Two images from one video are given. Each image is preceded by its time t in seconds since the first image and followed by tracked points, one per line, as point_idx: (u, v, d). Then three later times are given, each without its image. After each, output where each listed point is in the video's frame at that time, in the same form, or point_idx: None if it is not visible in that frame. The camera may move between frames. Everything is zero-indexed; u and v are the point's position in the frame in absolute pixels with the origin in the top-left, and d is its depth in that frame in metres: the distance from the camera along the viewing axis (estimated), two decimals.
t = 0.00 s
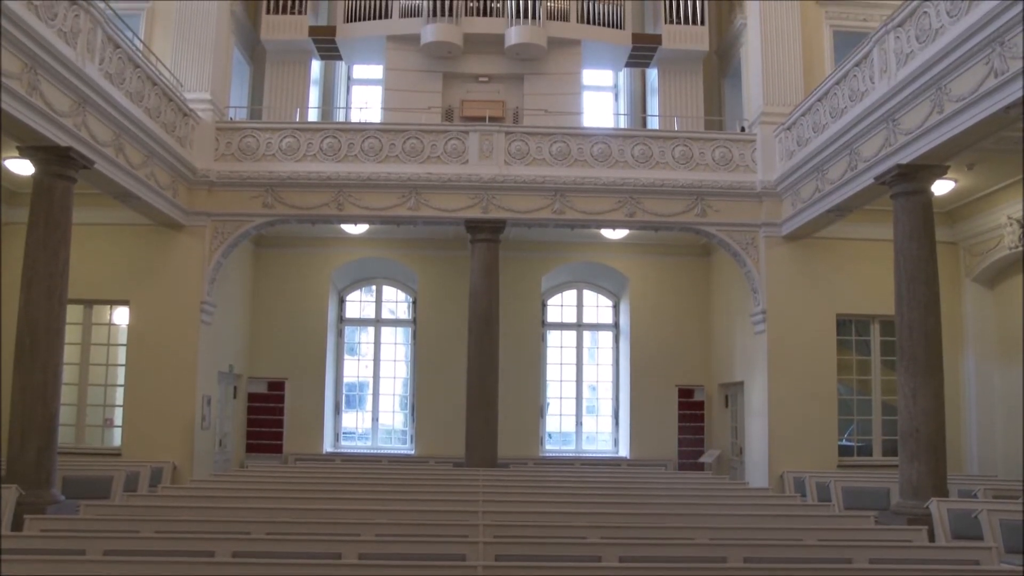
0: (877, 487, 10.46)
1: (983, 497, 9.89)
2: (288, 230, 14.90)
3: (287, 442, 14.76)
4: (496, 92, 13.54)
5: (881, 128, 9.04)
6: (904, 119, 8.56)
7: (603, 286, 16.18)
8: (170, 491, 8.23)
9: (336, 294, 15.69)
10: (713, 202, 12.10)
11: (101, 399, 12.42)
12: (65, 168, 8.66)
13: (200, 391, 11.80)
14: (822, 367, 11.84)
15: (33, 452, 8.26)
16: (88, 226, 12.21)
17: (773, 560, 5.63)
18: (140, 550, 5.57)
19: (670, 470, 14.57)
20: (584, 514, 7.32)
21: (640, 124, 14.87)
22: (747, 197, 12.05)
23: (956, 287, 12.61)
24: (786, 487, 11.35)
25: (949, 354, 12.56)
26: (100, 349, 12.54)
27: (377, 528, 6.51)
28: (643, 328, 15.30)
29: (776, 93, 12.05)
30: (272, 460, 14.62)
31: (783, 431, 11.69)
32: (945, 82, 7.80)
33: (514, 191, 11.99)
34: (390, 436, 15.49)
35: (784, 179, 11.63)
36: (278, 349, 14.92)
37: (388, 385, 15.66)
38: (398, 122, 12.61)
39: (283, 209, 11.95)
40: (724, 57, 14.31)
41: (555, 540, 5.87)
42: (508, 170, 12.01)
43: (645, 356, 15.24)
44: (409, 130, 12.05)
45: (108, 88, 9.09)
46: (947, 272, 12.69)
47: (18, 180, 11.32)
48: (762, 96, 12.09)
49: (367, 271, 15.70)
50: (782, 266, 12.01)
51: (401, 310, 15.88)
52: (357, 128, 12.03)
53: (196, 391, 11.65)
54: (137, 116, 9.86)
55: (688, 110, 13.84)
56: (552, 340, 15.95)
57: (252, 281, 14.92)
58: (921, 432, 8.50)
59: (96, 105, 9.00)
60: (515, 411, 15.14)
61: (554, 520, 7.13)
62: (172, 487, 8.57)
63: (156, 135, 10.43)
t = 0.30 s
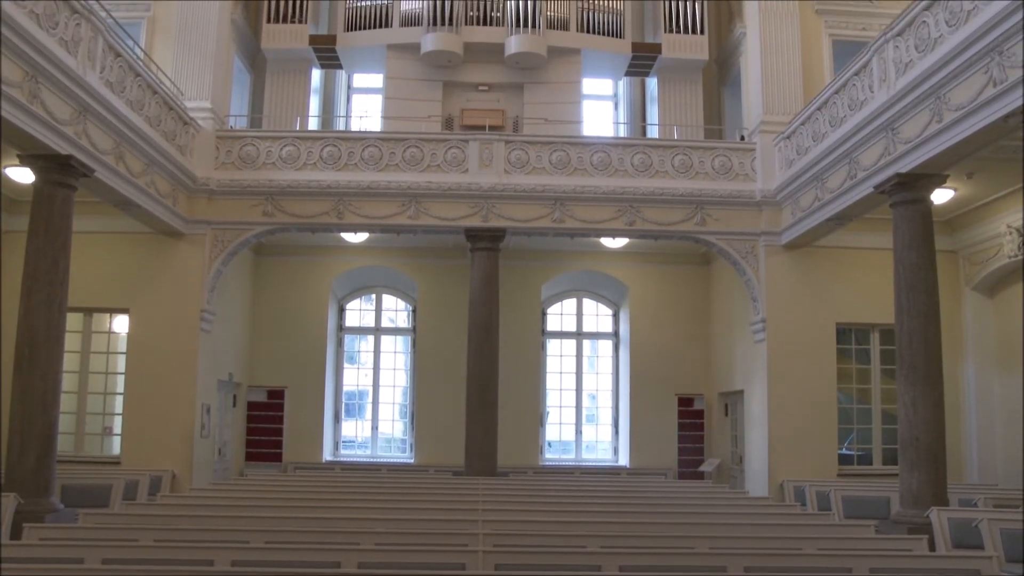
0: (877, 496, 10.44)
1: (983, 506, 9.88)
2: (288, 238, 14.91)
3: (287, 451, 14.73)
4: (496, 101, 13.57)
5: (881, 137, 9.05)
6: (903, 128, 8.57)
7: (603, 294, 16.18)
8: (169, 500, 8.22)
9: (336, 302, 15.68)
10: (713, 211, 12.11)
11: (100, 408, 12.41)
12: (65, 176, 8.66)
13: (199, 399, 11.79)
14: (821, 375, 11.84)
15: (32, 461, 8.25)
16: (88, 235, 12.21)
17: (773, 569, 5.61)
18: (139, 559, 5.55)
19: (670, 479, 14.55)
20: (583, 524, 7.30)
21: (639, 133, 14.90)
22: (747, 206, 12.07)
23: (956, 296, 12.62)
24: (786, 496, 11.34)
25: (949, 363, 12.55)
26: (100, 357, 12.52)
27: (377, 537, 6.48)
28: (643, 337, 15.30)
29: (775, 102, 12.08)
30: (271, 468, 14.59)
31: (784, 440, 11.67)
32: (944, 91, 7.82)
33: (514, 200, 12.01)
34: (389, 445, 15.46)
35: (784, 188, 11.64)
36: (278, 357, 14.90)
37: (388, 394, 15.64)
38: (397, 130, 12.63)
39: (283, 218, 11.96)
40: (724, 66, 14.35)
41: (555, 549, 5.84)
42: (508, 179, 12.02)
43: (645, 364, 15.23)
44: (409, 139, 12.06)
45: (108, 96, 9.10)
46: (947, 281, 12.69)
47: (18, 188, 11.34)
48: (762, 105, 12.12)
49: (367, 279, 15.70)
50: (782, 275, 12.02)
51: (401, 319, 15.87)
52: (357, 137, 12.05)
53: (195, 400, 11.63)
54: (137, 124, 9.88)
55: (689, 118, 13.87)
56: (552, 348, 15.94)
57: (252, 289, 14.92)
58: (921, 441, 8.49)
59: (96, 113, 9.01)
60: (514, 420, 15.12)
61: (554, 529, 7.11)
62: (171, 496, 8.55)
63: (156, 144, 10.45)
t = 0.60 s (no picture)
0: (877, 506, 10.42)
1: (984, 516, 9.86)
2: (288, 247, 14.91)
3: (286, 460, 14.71)
4: (496, 111, 13.60)
5: (880, 147, 9.08)
6: (903, 138, 8.60)
7: (603, 303, 16.18)
8: (169, 509, 8.19)
9: (336, 311, 15.68)
10: (713, 221, 12.13)
11: (100, 416, 12.39)
12: (66, 184, 8.67)
13: (199, 408, 11.77)
14: (821, 384, 11.83)
15: (31, 469, 8.23)
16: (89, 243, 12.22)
17: None
18: (138, 568, 5.53)
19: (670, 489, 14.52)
20: (583, 533, 7.27)
21: (639, 142, 14.93)
22: (747, 216, 12.08)
23: (956, 305, 12.63)
24: (786, 505, 11.31)
25: (949, 373, 12.54)
26: (99, 366, 12.51)
27: (377, 547, 6.45)
28: (643, 346, 15.29)
29: (775, 111, 12.11)
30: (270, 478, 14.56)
31: (783, 449, 11.65)
32: (943, 100, 7.84)
33: (514, 209, 12.02)
34: (389, 454, 15.44)
35: (784, 197, 11.66)
36: (277, 367, 14.89)
37: (388, 403, 15.62)
38: (397, 139, 12.65)
39: (284, 227, 11.97)
40: (724, 75, 14.39)
41: (555, 558, 5.82)
42: (508, 189, 12.04)
43: (645, 374, 15.22)
44: (409, 148, 12.09)
45: (109, 106, 9.11)
46: (947, 289, 12.70)
47: (18, 197, 11.35)
48: (762, 115, 12.15)
49: (367, 289, 15.70)
50: (781, 284, 12.02)
51: (401, 328, 15.86)
52: (357, 146, 12.07)
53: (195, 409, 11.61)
54: (138, 133, 9.89)
55: (689, 128, 13.91)
56: (552, 358, 15.93)
57: (252, 298, 14.91)
58: (921, 450, 8.48)
59: (97, 122, 9.02)
60: (514, 430, 15.10)
61: (554, 539, 7.08)
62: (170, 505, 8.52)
63: (157, 153, 10.47)
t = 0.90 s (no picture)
0: (878, 516, 10.40)
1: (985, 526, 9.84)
2: (288, 257, 14.91)
3: (285, 470, 14.68)
4: (496, 121, 13.63)
5: (880, 157, 9.09)
6: (902, 148, 8.61)
7: (603, 313, 16.18)
8: (168, 518, 8.18)
9: (336, 321, 15.67)
10: (713, 230, 12.15)
11: (99, 426, 12.38)
12: (67, 194, 8.68)
13: (199, 418, 11.75)
14: (821, 394, 11.83)
15: (30, 478, 8.21)
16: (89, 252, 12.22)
17: None
18: None
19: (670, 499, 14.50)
20: (584, 543, 7.25)
21: (639, 152, 14.97)
22: (747, 225, 12.10)
23: (956, 315, 12.63)
24: (787, 515, 11.29)
25: (949, 383, 12.53)
26: (99, 375, 12.49)
27: (377, 556, 6.43)
28: (642, 356, 15.28)
29: (774, 121, 12.14)
30: (269, 488, 14.52)
31: (784, 460, 11.64)
32: (942, 110, 7.86)
33: (514, 219, 12.04)
34: (389, 464, 15.41)
35: (784, 207, 11.67)
36: (277, 376, 14.88)
37: (387, 413, 15.60)
38: (398, 149, 12.67)
39: (284, 236, 11.98)
40: (724, 86, 14.43)
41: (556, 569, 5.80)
42: (508, 199, 12.05)
43: (646, 384, 15.20)
44: (410, 158, 12.11)
45: (110, 115, 9.13)
46: (947, 299, 12.70)
47: (19, 206, 11.36)
48: (761, 125, 12.17)
49: (367, 298, 15.69)
50: (782, 294, 12.03)
51: (401, 337, 15.85)
52: (358, 155, 12.08)
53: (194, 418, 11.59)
54: (139, 143, 9.91)
55: (689, 138, 13.96)
56: (552, 368, 15.92)
57: (251, 308, 14.91)
58: (922, 460, 8.46)
59: (98, 132, 9.04)
60: (513, 440, 15.08)
61: (554, 549, 7.06)
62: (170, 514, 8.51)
63: (157, 162, 10.48)
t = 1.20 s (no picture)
0: (878, 526, 10.38)
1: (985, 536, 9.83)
2: (289, 266, 14.91)
3: (285, 479, 14.65)
4: (496, 131, 13.67)
5: (879, 166, 9.11)
6: (902, 157, 8.63)
7: (603, 323, 16.17)
8: (168, 528, 8.15)
9: (336, 330, 15.66)
10: (713, 240, 12.16)
11: (99, 435, 12.35)
12: (68, 203, 8.69)
13: (199, 427, 11.73)
14: (822, 404, 11.82)
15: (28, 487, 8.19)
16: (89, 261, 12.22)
17: None
18: None
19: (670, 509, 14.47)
20: (585, 553, 7.23)
21: (639, 162, 15.00)
22: (746, 235, 12.11)
23: (956, 324, 12.64)
24: (787, 526, 11.27)
25: (950, 392, 12.53)
26: (98, 384, 12.47)
27: (376, 566, 6.41)
28: (642, 366, 15.27)
29: (774, 131, 12.17)
30: (268, 497, 14.49)
31: (784, 469, 11.62)
32: (942, 120, 7.88)
33: (514, 228, 12.05)
34: (388, 473, 15.38)
35: (784, 217, 11.69)
36: (277, 386, 14.86)
37: (387, 422, 15.57)
38: (398, 159, 12.69)
39: (284, 245, 11.99)
40: (724, 96, 14.47)
41: None
42: (507, 208, 12.07)
43: (645, 393, 15.19)
44: (410, 168, 12.13)
45: (111, 125, 9.15)
46: (947, 309, 12.71)
47: (19, 215, 11.37)
48: (761, 135, 12.20)
49: (367, 308, 15.69)
50: (782, 304, 12.03)
51: (401, 347, 15.83)
52: (358, 165, 12.10)
53: (193, 428, 11.56)
54: (140, 152, 9.92)
55: (688, 147, 13.99)
56: (552, 377, 15.91)
57: (251, 317, 14.90)
58: (922, 470, 8.45)
59: (99, 141, 9.05)
60: (513, 449, 15.06)
61: (555, 559, 7.05)
62: (169, 524, 8.48)
63: (158, 172, 10.49)
